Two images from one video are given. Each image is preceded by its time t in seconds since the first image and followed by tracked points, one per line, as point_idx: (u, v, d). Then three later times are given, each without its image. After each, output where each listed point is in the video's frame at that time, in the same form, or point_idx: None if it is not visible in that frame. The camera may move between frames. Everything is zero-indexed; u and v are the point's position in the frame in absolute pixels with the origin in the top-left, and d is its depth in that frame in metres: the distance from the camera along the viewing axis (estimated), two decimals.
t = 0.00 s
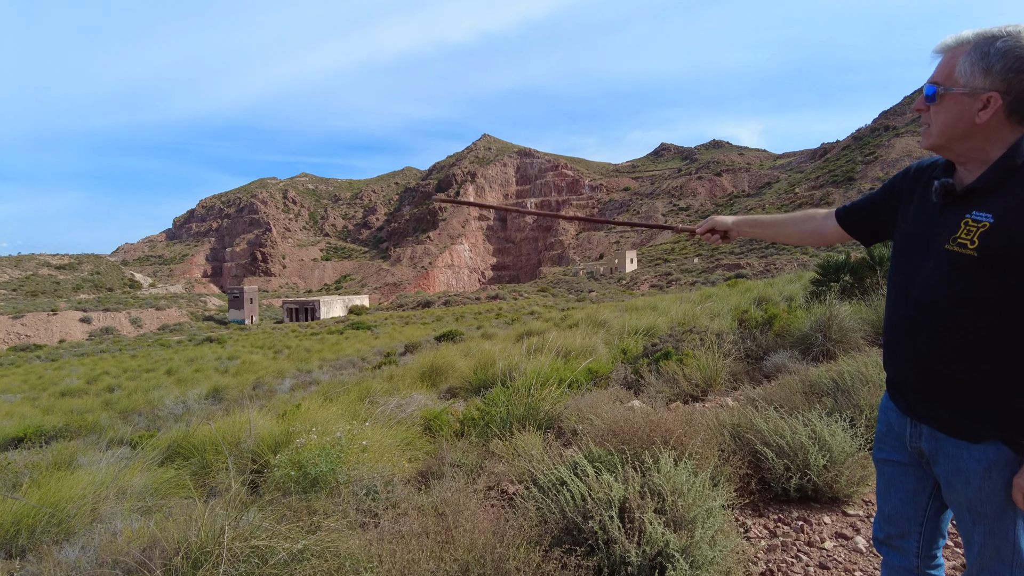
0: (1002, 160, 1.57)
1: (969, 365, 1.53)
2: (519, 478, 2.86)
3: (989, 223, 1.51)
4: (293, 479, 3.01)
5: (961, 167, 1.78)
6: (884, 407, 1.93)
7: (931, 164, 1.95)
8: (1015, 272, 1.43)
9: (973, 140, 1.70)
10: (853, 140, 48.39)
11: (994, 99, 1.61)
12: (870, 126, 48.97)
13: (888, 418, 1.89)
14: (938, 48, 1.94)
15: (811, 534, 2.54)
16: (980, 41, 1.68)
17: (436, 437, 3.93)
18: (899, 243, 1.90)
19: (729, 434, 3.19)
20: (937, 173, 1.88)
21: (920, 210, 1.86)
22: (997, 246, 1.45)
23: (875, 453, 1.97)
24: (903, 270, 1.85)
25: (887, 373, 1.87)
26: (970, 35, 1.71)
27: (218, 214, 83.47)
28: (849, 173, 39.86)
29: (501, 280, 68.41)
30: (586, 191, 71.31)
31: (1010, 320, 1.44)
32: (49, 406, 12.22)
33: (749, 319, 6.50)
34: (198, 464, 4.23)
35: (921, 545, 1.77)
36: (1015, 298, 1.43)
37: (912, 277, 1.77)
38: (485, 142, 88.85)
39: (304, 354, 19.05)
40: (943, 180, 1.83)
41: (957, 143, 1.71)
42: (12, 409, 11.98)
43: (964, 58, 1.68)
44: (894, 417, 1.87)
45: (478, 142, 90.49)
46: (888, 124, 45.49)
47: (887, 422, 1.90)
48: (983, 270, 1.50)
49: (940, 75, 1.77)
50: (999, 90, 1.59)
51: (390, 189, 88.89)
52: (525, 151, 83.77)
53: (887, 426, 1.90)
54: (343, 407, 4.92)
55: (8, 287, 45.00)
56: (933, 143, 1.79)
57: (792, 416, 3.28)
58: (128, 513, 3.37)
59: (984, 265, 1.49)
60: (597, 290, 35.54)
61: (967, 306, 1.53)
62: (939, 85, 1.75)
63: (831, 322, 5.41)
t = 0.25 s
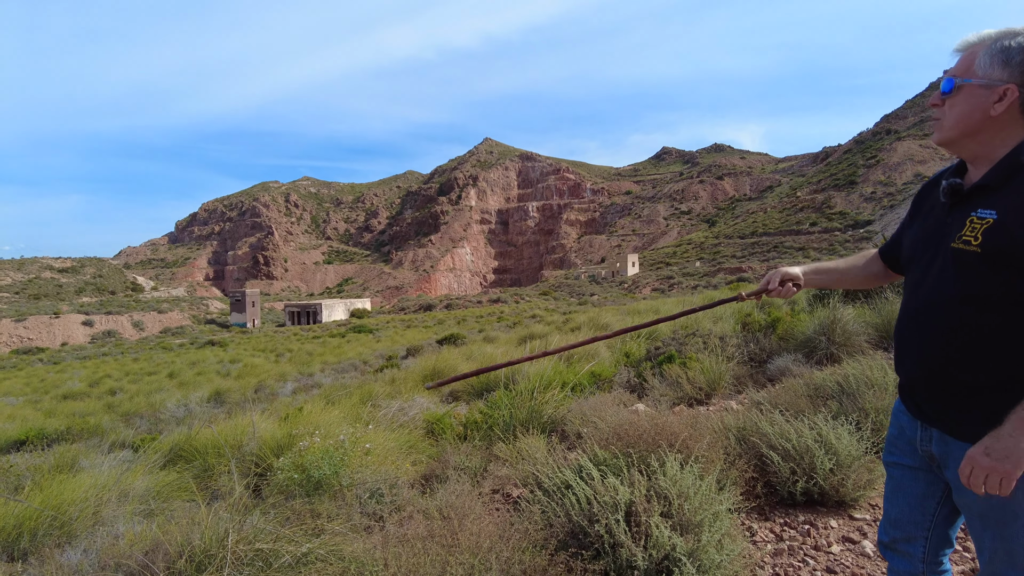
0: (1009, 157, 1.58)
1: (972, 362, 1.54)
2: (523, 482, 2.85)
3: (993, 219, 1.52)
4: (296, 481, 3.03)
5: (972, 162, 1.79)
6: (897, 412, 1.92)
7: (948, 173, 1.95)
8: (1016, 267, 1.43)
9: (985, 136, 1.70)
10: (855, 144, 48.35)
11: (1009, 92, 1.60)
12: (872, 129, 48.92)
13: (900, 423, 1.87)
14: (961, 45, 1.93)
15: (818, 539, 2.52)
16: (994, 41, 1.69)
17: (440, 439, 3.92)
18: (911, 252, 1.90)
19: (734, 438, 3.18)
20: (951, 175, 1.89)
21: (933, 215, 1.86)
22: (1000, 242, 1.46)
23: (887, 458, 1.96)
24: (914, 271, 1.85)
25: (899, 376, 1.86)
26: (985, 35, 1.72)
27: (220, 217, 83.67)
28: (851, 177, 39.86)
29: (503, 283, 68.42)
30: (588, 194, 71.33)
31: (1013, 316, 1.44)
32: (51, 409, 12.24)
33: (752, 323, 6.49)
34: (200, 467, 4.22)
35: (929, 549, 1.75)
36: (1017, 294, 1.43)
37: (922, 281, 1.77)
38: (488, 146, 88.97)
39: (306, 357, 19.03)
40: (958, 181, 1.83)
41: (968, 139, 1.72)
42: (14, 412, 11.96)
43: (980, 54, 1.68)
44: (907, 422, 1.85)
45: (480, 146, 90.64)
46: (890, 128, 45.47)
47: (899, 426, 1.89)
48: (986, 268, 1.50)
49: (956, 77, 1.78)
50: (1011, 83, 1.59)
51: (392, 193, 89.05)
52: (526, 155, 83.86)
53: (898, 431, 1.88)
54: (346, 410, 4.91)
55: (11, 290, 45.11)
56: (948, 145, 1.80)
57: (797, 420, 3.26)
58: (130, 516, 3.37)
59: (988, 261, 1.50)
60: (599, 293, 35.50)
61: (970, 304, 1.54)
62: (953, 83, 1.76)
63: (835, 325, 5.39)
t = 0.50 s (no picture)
0: None
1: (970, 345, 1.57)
2: (530, 484, 2.84)
3: (1005, 218, 1.52)
4: (302, 482, 3.02)
5: (993, 160, 1.78)
6: (912, 416, 1.89)
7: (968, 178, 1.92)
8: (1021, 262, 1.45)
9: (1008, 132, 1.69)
10: (859, 146, 48.21)
11: None
12: (876, 131, 48.79)
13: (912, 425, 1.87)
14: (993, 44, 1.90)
15: (825, 541, 2.51)
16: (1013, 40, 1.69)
17: (444, 441, 3.91)
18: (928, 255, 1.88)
19: (742, 439, 3.16)
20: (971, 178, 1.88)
21: (950, 218, 1.85)
22: (1012, 238, 1.46)
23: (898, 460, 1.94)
24: (933, 269, 1.84)
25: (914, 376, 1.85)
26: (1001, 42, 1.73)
27: (224, 219, 83.98)
28: (855, 179, 39.76)
29: (506, 285, 68.43)
30: (591, 197, 71.29)
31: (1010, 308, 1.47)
32: (56, 410, 12.31)
33: (757, 325, 6.46)
34: (204, 468, 4.22)
35: (938, 552, 1.73)
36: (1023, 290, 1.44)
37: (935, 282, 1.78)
38: (491, 148, 89.08)
39: (310, 359, 19.06)
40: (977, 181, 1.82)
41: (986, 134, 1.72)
42: (19, 413, 12.01)
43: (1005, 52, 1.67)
44: (920, 425, 1.84)
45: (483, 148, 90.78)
46: (894, 130, 45.32)
47: (914, 431, 1.87)
48: (996, 264, 1.51)
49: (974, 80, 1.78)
50: None
51: (396, 195, 89.23)
52: (530, 157, 83.89)
53: (912, 435, 1.86)
54: (350, 412, 4.92)
55: (16, 292, 45.33)
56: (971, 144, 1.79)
57: (804, 422, 3.24)
58: (135, 517, 3.37)
59: (1000, 258, 1.50)
60: (603, 295, 35.44)
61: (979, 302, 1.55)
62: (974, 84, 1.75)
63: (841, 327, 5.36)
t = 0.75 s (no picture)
0: None
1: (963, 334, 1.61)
2: (535, 486, 2.83)
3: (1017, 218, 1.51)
4: (306, 484, 3.02)
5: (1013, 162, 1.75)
6: (925, 418, 1.88)
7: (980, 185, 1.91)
8: None
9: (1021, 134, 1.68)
10: (864, 147, 48.04)
11: None
12: (881, 132, 48.57)
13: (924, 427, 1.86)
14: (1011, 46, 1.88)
15: (833, 544, 2.49)
16: None
17: (448, 443, 3.91)
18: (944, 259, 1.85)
19: (747, 441, 3.15)
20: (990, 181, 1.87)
21: (964, 223, 1.84)
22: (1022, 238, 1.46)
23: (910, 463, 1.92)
24: (944, 272, 1.83)
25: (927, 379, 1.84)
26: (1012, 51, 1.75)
27: (228, 221, 84.31)
28: (859, 180, 39.61)
29: (510, 287, 68.42)
30: (594, 198, 71.25)
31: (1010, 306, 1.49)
32: (61, 411, 12.38)
33: (762, 326, 6.43)
34: (208, 470, 4.23)
35: (944, 554, 1.72)
36: None
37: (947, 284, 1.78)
38: (494, 150, 89.14)
39: (314, 360, 19.10)
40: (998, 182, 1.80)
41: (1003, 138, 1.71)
42: (25, 414, 12.07)
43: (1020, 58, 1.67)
44: (933, 431, 1.82)
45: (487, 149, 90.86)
46: (899, 131, 45.11)
47: (927, 434, 1.85)
48: (1003, 264, 1.51)
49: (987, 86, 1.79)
50: None
51: (400, 197, 89.37)
52: (533, 158, 83.89)
53: (927, 439, 1.84)
54: (353, 413, 4.92)
55: (22, 294, 45.61)
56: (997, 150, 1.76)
57: (811, 424, 3.22)
58: (139, 519, 3.37)
59: (1006, 261, 1.50)
60: (606, 297, 35.39)
61: (981, 301, 1.57)
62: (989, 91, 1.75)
63: (847, 329, 5.33)
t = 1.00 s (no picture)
0: None
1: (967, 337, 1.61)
2: (535, 487, 2.83)
3: None
4: (307, 485, 3.03)
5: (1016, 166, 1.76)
6: (926, 421, 1.88)
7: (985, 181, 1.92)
8: None
9: None
10: (866, 147, 47.94)
11: None
12: (884, 133, 48.47)
13: (928, 432, 1.85)
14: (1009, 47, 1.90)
15: (834, 546, 2.48)
16: None
17: (449, 443, 3.92)
18: (949, 259, 1.86)
19: (749, 443, 3.14)
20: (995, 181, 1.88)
21: (970, 222, 1.84)
22: None
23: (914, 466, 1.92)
24: (949, 275, 1.84)
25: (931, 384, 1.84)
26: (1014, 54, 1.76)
27: (230, 222, 84.49)
28: (862, 181, 39.53)
29: (511, 287, 68.40)
30: (596, 199, 71.20)
31: (1015, 311, 1.49)
32: (64, 412, 12.42)
33: (764, 327, 6.42)
34: (210, 470, 4.24)
35: (947, 556, 1.72)
36: None
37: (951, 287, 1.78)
38: (496, 151, 89.16)
39: (316, 361, 19.12)
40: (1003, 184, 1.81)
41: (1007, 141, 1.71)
42: (27, 415, 12.10)
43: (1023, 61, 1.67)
44: (937, 433, 1.81)
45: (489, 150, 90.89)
46: (902, 131, 45.00)
47: (931, 438, 1.84)
48: (1009, 268, 1.52)
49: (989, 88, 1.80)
50: None
51: (401, 198, 89.43)
52: (535, 159, 83.89)
53: (929, 442, 1.84)
54: (355, 414, 4.93)
55: (25, 295, 45.75)
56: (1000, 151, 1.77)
57: (812, 425, 3.21)
58: (140, 520, 3.37)
59: (1013, 264, 1.50)
60: (608, 298, 35.37)
61: (985, 306, 1.58)
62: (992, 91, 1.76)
63: (849, 329, 5.31)
